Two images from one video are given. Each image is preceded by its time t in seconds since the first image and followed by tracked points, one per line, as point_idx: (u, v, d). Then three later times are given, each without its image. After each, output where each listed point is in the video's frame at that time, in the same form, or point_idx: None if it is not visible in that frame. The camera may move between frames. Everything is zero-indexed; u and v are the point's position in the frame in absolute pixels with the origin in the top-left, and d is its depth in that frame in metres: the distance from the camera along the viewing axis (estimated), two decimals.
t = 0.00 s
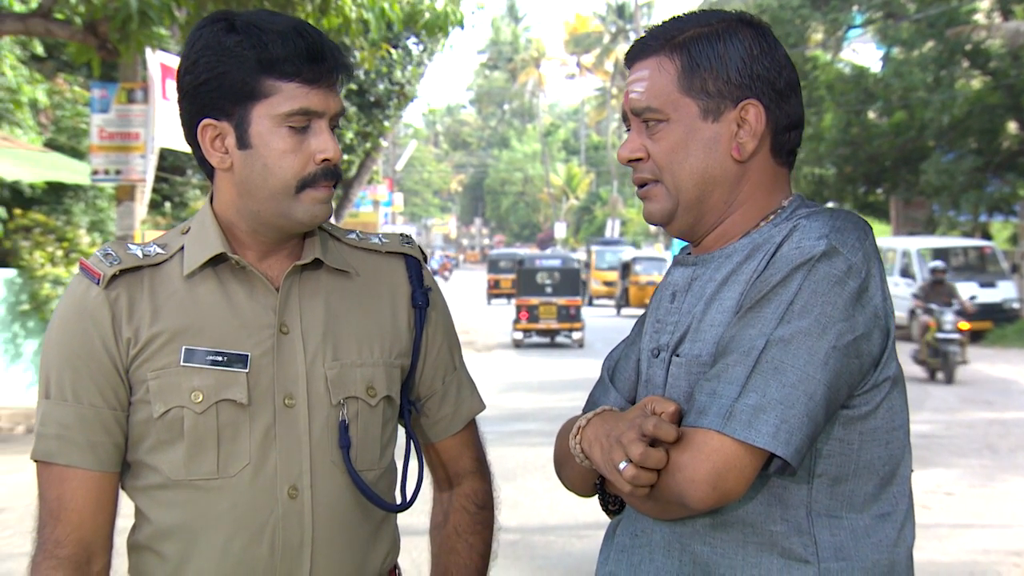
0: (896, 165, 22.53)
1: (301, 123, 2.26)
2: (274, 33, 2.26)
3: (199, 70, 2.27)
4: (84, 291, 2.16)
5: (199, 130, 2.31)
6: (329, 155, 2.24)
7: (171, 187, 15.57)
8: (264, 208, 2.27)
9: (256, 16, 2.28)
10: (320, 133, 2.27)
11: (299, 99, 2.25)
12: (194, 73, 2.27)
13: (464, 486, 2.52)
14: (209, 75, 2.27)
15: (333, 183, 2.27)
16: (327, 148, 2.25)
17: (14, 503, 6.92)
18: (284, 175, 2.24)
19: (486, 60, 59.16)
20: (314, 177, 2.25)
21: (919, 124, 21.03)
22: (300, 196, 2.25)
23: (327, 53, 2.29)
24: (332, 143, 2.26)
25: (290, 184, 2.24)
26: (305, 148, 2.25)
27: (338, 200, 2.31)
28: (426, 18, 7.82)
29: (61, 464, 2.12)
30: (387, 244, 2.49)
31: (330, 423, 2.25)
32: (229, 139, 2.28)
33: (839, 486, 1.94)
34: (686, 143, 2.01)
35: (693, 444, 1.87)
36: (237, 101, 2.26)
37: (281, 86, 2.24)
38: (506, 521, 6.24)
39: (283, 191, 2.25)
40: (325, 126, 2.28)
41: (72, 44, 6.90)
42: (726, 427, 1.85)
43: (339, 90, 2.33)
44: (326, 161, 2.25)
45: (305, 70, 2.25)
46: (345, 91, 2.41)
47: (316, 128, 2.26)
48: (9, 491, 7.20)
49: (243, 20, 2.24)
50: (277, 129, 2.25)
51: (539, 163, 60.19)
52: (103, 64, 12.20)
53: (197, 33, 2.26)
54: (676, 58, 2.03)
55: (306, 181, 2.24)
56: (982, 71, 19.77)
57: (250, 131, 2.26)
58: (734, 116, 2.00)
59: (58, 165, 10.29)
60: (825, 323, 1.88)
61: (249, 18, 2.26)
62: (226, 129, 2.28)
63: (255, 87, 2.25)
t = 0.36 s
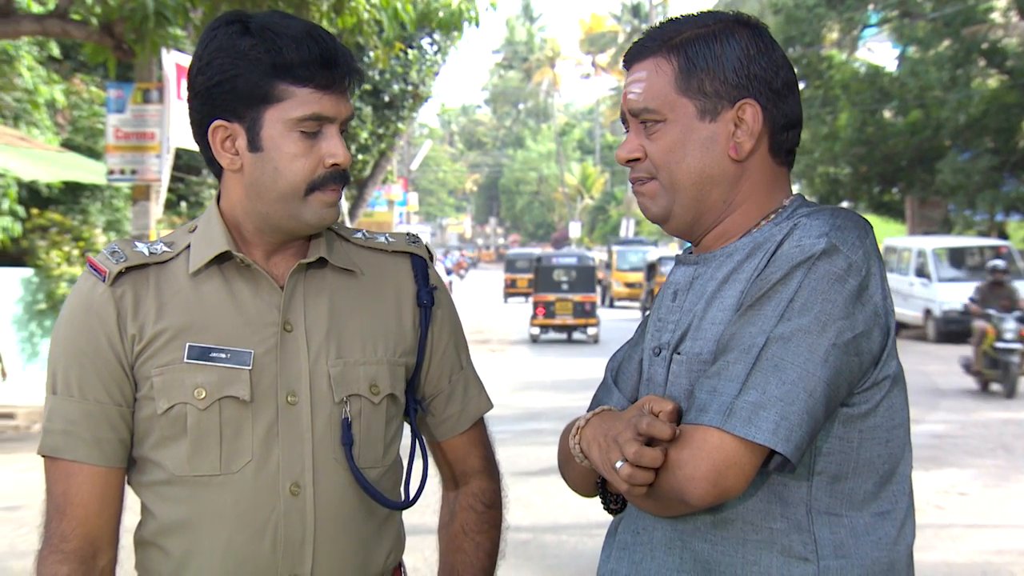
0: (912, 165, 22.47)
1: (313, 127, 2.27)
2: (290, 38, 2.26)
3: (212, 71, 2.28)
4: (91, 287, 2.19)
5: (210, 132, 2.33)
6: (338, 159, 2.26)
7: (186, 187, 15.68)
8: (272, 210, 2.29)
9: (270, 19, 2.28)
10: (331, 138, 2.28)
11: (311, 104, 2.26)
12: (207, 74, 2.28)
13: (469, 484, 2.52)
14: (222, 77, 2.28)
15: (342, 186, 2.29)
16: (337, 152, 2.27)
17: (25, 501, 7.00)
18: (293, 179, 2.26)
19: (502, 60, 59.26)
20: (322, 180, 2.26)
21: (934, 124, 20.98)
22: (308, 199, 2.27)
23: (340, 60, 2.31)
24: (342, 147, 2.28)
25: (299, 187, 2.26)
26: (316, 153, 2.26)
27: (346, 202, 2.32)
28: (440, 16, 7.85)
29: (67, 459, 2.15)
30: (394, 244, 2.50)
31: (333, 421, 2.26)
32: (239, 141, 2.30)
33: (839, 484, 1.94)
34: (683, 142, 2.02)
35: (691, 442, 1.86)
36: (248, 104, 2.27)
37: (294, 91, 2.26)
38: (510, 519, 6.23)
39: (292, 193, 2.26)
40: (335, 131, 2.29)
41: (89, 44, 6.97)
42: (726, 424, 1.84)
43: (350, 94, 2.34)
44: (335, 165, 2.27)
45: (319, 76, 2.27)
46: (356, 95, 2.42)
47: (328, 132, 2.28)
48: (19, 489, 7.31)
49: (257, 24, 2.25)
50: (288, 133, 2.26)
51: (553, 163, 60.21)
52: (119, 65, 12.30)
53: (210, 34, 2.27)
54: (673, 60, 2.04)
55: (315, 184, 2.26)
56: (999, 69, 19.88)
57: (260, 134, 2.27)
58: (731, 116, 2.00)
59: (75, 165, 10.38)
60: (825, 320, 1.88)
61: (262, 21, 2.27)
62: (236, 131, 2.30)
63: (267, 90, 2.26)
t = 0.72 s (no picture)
0: (924, 164, 22.41)
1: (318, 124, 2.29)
2: (293, 37, 2.29)
3: (218, 72, 2.31)
4: (101, 287, 2.22)
5: (217, 132, 2.35)
6: (345, 156, 2.29)
7: (199, 187, 15.80)
8: (279, 209, 2.31)
9: (274, 19, 2.31)
10: (337, 134, 2.31)
11: (316, 100, 2.29)
12: (213, 75, 2.31)
13: (475, 484, 2.53)
14: (228, 77, 2.31)
15: (349, 185, 2.32)
16: (343, 149, 2.29)
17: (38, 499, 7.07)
18: (300, 177, 2.28)
19: (513, 60, 59.30)
20: (329, 178, 2.28)
21: (945, 124, 20.93)
22: (315, 198, 2.29)
23: (345, 58, 2.33)
24: (349, 144, 2.31)
25: (306, 185, 2.28)
26: (322, 150, 2.29)
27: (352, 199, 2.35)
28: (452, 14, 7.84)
29: (77, 458, 2.18)
30: (401, 244, 2.52)
31: (339, 420, 2.28)
32: (247, 141, 2.32)
33: (840, 483, 1.94)
34: (684, 143, 2.03)
35: (692, 442, 1.87)
36: (255, 103, 2.29)
37: (299, 88, 2.28)
38: (514, 518, 6.24)
39: (299, 192, 2.29)
40: (341, 128, 2.32)
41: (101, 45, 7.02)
42: (728, 424, 1.85)
43: (356, 91, 2.36)
44: (341, 161, 2.29)
45: (324, 73, 2.29)
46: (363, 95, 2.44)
47: (334, 128, 2.30)
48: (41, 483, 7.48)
49: (262, 24, 2.28)
50: (295, 131, 2.28)
51: (565, 163, 60.31)
52: (131, 65, 12.37)
53: (216, 35, 2.29)
54: (673, 61, 2.05)
55: (322, 183, 2.28)
56: (1011, 69, 19.82)
57: (267, 133, 2.30)
58: (731, 117, 2.02)
59: (88, 165, 10.45)
60: (826, 320, 1.88)
61: (267, 21, 2.30)
62: (243, 131, 2.32)
63: (272, 89, 2.28)
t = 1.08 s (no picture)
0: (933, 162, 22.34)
1: (317, 120, 2.31)
2: (290, 34, 2.30)
3: (218, 71, 2.32)
4: (106, 285, 2.24)
5: (219, 130, 2.36)
6: (345, 152, 2.30)
7: (208, 184, 15.86)
8: (281, 205, 2.33)
9: (272, 17, 2.32)
10: (337, 131, 2.32)
11: (315, 96, 2.30)
12: (213, 74, 2.33)
13: (479, 481, 2.54)
14: (227, 76, 2.32)
15: (350, 180, 2.33)
16: (343, 145, 2.31)
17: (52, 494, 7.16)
18: (301, 174, 2.30)
19: (522, 58, 59.28)
20: (330, 174, 2.30)
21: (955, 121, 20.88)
22: (317, 194, 2.31)
23: (343, 53, 2.34)
24: (348, 140, 2.32)
25: (308, 182, 2.30)
26: (322, 147, 2.30)
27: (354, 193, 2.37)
28: (459, 13, 7.86)
29: (83, 455, 2.20)
30: (404, 242, 2.52)
31: (342, 419, 2.30)
32: (247, 139, 2.34)
33: (842, 480, 1.94)
34: (688, 142, 2.04)
35: (694, 440, 1.87)
36: (255, 101, 2.31)
37: (297, 84, 2.30)
38: (519, 516, 6.25)
39: (300, 188, 2.30)
40: (341, 123, 2.33)
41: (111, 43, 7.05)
42: (731, 422, 1.85)
43: (354, 87, 2.38)
44: (341, 157, 2.30)
45: (322, 69, 2.30)
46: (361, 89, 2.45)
47: (333, 124, 2.32)
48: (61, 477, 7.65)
49: (261, 21, 2.29)
50: (295, 127, 2.30)
51: (573, 161, 60.30)
52: (141, 64, 12.42)
53: (215, 34, 2.30)
54: (676, 59, 2.06)
55: (323, 179, 2.30)
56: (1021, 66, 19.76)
57: (267, 130, 2.31)
58: (734, 115, 2.02)
59: (97, 163, 10.48)
60: (829, 319, 1.89)
61: (266, 19, 2.31)
62: (245, 129, 2.34)
63: (272, 86, 2.30)
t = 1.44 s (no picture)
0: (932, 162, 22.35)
1: (289, 107, 2.30)
2: (249, 25, 2.30)
3: (194, 78, 2.34)
4: (111, 285, 2.25)
5: (205, 132, 2.38)
6: (322, 135, 2.27)
7: (208, 184, 15.88)
8: (272, 196, 2.32)
9: (232, 15, 2.33)
10: (311, 114, 2.30)
11: (281, 83, 2.29)
12: (190, 82, 2.35)
13: (480, 483, 2.55)
14: (203, 79, 2.34)
15: (336, 161, 2.30)
16: (318, 127, 2.28)
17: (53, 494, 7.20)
18: (285, 162, 2.28)
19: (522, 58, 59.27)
20: (312, 158, 2.27)
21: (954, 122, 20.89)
22: (303, 177, 2.28)
23: (305, 35, 2.32)
24: (324, 121, 2.30)
25: (290, 168, 2.28)
26: (298, 132, 2.28)
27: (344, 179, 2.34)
28: (459, 16, 7.87)
29: (85, 454, 2.21)
30: (408, 244, 2.54)
31: (344, 420, 2.31)
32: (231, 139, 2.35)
33: (839, 482, 1.92)
34: (690, 140, 2.05)
35: (691, 441, 1.86)
36: (227, 97, 2.32)
37: (263, 74, 2.29)
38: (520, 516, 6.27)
39: (285, 176, 2.29)
40: (314, 107, 2.31)
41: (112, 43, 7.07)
42: (727, 424, 1.84)
43: (328, 70, 2.35)
44: (320, 139, 2.28)
45: (283, 55, 2.29)
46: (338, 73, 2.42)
47: (306, 109, 2.30)
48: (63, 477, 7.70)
49: (222, 20, 2.30)
50: (268, 117, 2.29)
51: (573, 161, 60.28)
52: (141, 64, 12.44)
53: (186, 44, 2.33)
54: (680, 57, 2.07)
55: (306, 163, 2.28)
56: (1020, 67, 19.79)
57: (244, 124, 2.31)
58: (738, 115, 2.03)
59: (99, 163, 10.51)
60: (826, 321, 1.87)
61: (228, 18, 2.32)
62: (226, 129, 2.34)
63: (239, 81, 2.30)
